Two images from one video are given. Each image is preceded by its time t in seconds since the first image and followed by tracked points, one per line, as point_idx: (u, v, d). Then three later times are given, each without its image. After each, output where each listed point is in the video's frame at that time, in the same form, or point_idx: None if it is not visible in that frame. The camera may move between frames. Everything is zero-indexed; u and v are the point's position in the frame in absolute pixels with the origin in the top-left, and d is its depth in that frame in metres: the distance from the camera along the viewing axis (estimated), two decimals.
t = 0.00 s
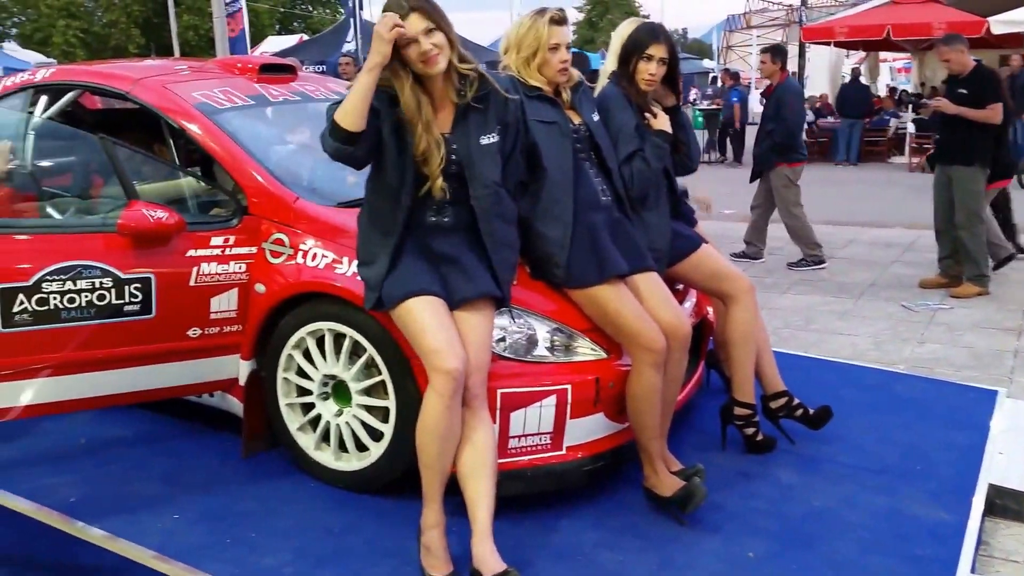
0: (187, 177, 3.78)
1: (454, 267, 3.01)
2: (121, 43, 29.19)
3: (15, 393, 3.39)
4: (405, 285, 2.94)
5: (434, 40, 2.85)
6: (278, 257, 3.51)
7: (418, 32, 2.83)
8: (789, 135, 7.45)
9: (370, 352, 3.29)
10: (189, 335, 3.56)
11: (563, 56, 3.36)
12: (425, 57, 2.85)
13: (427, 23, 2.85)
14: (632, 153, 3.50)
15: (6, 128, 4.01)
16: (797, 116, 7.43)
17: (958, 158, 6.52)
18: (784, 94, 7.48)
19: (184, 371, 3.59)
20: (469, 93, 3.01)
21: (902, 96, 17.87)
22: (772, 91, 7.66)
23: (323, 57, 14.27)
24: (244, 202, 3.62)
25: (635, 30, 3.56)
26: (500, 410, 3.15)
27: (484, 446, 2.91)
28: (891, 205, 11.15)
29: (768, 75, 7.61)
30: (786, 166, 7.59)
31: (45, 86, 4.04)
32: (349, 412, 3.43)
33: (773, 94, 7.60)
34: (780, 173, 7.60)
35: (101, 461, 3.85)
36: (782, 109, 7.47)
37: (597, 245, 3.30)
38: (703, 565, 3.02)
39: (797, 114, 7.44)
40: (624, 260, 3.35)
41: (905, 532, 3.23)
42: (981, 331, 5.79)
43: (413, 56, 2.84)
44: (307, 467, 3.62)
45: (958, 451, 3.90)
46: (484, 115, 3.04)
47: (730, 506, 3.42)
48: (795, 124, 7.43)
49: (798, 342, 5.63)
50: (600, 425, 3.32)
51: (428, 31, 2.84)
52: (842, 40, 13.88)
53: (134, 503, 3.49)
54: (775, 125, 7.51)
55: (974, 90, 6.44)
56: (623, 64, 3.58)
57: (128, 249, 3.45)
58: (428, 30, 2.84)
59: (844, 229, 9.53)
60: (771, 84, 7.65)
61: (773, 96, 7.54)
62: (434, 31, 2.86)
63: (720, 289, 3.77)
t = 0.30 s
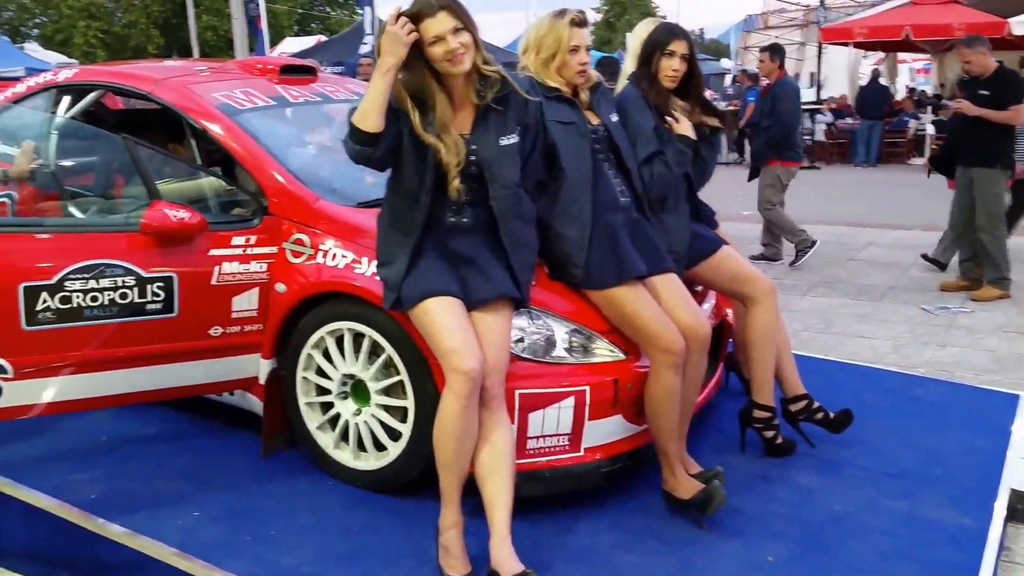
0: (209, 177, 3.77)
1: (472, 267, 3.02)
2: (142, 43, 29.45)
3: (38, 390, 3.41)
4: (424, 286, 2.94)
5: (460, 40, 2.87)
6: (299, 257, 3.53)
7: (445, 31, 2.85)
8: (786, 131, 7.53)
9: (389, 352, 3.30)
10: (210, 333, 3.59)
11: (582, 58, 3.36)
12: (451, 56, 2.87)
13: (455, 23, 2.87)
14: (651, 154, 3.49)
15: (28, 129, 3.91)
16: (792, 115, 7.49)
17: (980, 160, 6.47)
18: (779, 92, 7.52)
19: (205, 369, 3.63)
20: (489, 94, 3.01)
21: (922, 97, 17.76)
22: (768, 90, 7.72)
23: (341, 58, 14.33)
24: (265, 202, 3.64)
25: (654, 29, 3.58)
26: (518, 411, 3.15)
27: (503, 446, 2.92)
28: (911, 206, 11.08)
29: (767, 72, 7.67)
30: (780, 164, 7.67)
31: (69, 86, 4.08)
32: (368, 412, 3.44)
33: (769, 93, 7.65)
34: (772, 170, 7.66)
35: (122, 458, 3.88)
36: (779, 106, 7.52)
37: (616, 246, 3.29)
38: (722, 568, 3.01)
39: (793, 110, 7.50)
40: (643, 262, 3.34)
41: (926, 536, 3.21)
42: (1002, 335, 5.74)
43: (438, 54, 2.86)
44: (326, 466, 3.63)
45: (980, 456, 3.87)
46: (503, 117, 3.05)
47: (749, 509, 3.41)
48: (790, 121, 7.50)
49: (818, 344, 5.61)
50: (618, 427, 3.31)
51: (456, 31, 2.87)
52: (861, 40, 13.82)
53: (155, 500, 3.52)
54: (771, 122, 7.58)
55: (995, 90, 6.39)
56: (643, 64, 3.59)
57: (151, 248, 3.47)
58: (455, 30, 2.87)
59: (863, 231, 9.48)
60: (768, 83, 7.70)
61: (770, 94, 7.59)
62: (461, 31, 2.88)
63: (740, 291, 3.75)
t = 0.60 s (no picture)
0: (229, 176, 3.80)
1: (490, 268, 3.02)
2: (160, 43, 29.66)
3: (58, 388, 3.42)
4: (442, 287, 2.95)
5: (491, 33, 2.91)
6: (318, 257, 3.56)
7: (479, 20, 2.89)
8: (784, 132, 7.45)
9: (406, 352, 3.31)
10: (230, 333, 3.62)
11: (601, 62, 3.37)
12: (480, 45, 2.90)
13: (490, 15, 2.92)
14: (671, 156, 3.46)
15: (47, 132, 3.80)
16: (791, 116, 7.45)
17: (1002, 163, 6.42)
18: (778, 92, 7.44)
19: (225, 368, 3.65)
20: (509, 95, 3.02)
21: (941, 98, 17.63)
22: (768, 92, 7.62)
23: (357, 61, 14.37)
24: (285, 203, 3.67)
25: (670, 30, 3.55)
26: (536, 413, 3.15)
27: (520, 447, 2.92)
28: (930, 209, 11.01)
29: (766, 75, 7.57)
30: (779, 165, 7.63)
31: (91, 87, 4.22)
32: (385, 412, 3.45)
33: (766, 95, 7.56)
34: (769, 171, 7.65)
35: (142, 456, 3.91)
36: (779, 107, 7.43)
37: (635, 247, 3.28)
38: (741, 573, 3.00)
39: (791, 111, 7.44)
40: (661, 264, 3.33)
41: (946, 542, 3.19)
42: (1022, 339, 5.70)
43: (468, 41, 2.90)
44: (343, 465, 3.65)
45: (1001, 461, 3.84)
46: (522, 119, 3.05)
47: (767, 513, 3.40)
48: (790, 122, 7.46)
49: (836, 348, 5.58)
50: (635, 430, 3.30)
51: (490, 22, 2.91)
52: (879, 41, 13.73)
53: (174, 498, 3.54)
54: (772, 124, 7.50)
55: (1017, 92, 6.33)
56: (658, 66, 3.57)
57: (172, 247, 3.50)
58: (488, 22, 2.91)
59: (882, 234, 9.42)
60: (767, 85, 7.58)
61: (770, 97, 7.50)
62: (492, 25, 2.92)
63: (760, 293, 3.74)
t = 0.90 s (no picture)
0: (248, 177, 3.80)
1: (507, 269, 3.02)
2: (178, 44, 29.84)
3: (78, 386, 3.45)
4: (459, 288, 2.96)
5: (519, 36, 2.95)
6: (336, 258, 3.59)
7: (510, 21, 2.94)
8: (774, 138, 7.45)
9: (423, 353, 3.33)
10: (248, 332, 3.64)
11: (619, 63, 3.37)
12: (508, 45, 2.94)
13: (523, 19, 2.96)
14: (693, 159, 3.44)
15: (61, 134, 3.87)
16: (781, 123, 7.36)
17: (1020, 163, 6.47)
18: (768, 100, 7.27)
19: (243, 368, 3.67)
20: (527, 97, 3.03)
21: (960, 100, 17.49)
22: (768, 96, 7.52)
23: (372, 62, 14.40)
24: (304, 203, 3.69)
25: (689, 30, 3.58)
26: (552, 414, 3.15)
27: (537, 449, 2.92)
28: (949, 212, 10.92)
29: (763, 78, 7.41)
30: (768, 171, 7.62)
31: (110, 88, 4.27)
32: (401, 413, 3.47)
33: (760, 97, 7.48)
34: (759, 176, 7.66)
35: (161, 454, 3.94)
36: (768, 116, 7.34)
37: (653, 249, 3.28)
38: None
39: (783, 117, 7.35)
40: (679, 266, 3.31)
41: (967, 549, 3.17)
42: None
43: (495, 41, 2.94)
44: (360, 466, 3.66)
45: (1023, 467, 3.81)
46: (539, 121, 3.04)
47: (784, 518, 3.39)
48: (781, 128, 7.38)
49: (854, 352, 5.56)
50: (652, 433, 3.29)
51: (521, 25, 2.95)
52: (897, 42, 13.64)
53: (192, 497, 3.56)
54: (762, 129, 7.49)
55: None
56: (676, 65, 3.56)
57: (192, 247, 3.52)
58: (520, 24, 2.95)
59: (900, 237, 9.36)
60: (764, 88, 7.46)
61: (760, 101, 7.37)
62: (523, 28, 2.96)
63: (778, 296, 3.73)
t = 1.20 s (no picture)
0: (267, 178, 3.82)
1: (525, 272, 3.02)
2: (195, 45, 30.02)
3: (97, 385, 3.47)
4: (476, 289, 2.97)
5: (539, 41, 2.94)
6: (351, 259, 3.61)
7: (532, 25, 2.93)
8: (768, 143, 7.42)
9: (439, 354, 3.33)
10: (265, 332, 3.66)
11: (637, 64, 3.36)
12: (528, 48, 2.93)
13: (544, 24, 2.95)
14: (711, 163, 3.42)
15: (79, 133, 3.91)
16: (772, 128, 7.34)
17: None
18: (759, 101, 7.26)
19: (260, 368, 3.69)
20: (542, 101, 3.03)
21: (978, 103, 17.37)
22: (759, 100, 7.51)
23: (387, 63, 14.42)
24: (320, 203, 3.71)
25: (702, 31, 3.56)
26: (568, 417, 3.15)
27: (552, 451, 2.92)
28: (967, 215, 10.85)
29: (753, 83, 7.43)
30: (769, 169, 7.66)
31: (130, 88, 4.35)
32: (417, 413, 3.48)
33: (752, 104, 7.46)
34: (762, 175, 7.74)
35: (177, 452, 3.96)
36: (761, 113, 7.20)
37: (670, 252, 3.27)
38: None
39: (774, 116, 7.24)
40: (696, 269, 3.31)
41: (987, 556, 3.15)
42: None
43: (514, 43, 2.93)
44: (376, 466, 3.68)
45: None
46: (555, 124, 3.04)
47: (801, 523, 3.38)
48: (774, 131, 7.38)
49: (872, 356, 5.53)
50: (668, 437, 3.28)
51: (542, 31, 2.95)
52: (915, 44, 13.57)
53: (208, 496, 3.57)
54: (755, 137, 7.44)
55: None
56: (689, 71, 3.60)
57: (211, 248, 3.54)
58: (541, 30, 2.95)
59: (917, 240, 9.31)
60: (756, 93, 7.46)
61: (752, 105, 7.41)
62: (543, 33, 2.95)
63: (796, 299, 3.72)
